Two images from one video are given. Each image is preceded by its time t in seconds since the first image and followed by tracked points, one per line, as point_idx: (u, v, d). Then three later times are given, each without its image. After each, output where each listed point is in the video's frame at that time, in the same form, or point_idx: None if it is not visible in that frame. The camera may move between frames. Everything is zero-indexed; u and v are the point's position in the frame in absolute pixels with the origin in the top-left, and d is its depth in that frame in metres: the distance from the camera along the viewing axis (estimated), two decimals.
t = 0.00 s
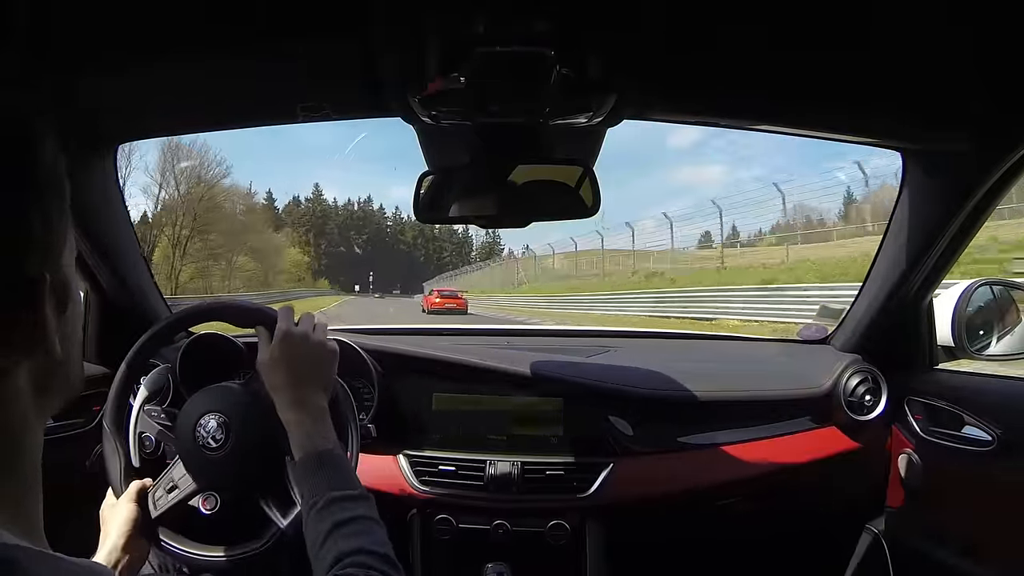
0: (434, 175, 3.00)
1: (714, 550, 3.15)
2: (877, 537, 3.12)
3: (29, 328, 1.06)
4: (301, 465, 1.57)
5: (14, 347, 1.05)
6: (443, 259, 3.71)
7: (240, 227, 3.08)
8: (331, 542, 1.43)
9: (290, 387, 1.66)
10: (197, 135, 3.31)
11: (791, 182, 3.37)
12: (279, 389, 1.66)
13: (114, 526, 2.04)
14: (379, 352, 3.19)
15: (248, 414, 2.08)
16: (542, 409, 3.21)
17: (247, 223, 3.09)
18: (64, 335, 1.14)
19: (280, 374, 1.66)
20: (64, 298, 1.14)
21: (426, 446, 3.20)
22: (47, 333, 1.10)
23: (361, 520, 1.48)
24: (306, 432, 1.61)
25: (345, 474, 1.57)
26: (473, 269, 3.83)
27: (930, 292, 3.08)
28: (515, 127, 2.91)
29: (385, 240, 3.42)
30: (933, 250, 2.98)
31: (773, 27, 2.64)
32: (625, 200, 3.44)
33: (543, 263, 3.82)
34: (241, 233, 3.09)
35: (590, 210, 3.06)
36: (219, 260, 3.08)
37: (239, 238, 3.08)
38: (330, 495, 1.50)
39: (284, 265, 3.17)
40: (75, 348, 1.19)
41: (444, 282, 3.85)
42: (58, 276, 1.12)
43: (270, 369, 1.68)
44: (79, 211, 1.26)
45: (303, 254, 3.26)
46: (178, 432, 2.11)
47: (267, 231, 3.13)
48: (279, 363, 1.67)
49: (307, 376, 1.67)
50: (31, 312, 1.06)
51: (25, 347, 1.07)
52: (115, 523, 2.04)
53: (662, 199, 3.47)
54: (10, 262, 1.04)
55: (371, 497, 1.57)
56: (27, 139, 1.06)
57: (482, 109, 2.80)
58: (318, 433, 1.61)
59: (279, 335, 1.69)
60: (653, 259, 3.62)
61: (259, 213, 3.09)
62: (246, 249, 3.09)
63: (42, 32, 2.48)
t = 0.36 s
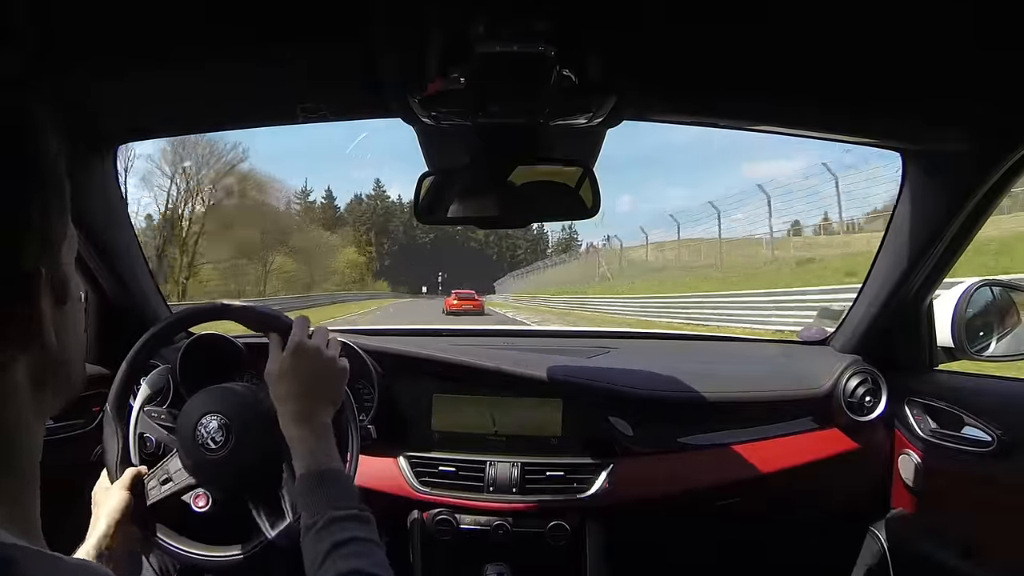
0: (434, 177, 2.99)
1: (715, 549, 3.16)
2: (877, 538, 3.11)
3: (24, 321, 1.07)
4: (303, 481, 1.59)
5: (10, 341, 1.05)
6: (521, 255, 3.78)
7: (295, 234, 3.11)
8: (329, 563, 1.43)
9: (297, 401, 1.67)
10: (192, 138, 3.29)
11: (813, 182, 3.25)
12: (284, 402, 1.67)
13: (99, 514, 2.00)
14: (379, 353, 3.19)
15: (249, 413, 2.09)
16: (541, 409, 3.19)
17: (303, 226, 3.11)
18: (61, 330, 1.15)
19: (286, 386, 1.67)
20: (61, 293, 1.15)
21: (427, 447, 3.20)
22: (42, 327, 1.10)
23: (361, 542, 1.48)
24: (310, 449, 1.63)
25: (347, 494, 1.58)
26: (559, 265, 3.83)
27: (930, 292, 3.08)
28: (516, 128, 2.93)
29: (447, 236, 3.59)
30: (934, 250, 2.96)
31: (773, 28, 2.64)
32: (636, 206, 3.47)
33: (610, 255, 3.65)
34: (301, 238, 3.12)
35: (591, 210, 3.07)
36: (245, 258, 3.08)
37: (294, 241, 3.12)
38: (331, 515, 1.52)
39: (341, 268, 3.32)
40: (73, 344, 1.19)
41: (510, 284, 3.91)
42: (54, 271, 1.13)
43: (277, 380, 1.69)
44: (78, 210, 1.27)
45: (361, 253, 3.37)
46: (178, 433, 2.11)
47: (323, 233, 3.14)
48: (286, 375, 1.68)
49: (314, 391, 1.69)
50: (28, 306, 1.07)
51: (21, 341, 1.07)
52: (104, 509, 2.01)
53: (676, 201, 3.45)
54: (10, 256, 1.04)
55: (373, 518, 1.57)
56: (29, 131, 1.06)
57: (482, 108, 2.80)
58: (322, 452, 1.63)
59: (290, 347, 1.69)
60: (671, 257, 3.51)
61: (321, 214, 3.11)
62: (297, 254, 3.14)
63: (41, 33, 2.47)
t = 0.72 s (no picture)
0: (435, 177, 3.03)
1: (715, 549, 3.16)
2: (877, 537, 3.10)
3: (13, 317, 1.06)
4: (308, 522, 1.57)
5: None
6: (595, 242, 4.02)
7: (331, 236, 3.50)
8: None
9: (310, 439, 1.68)
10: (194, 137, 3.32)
11: (803, 179, 3.41)
12: (302, 433, 1.68)
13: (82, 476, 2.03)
14: (379, 353, 3.20)
15: (249, 412, 2.12)
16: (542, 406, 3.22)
17: (345, 217, 3.51)
18: (51, 331, 1.14)
19: (308, 417, 1.69)
20: (52, 291, 1.14)
21: (427, 446, 3.21)
22: (33, 325, 1.09)
23: None
24: (316, 491, 1.62)
25: (350, 543, 1.57)
26: (630, 255, 4.03)
27: (929, 292, 3.08)
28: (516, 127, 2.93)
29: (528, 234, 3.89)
30: (934, 250, 2.96)
31: (772, 27, 2.64)
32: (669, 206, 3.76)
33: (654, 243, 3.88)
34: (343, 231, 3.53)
35: (591, 209, 3.07)
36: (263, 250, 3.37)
37: (331, 243, 3.54)
38: (333, 562, 1.50)
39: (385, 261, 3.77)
40: (66, 344, 1.19)
41: (581, 273, 4.21)
42: (45, 268, 1.12)
43: (298, 410, 1.71)
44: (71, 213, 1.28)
45: (407, 249, 3.84)
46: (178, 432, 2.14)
47: (363, 225, 3.55)
48: (310, 407, 1.70)
49: (332, 429, 1.71)
50: (15, 301, 1.06)
51: (10, 337, 1.07)
52: (88, 468, 2.04)
53: (699, 199, 3.66)
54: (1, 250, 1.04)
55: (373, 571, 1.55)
56: (29, 131, 1.09)
57: (482, 108, 2.81)
58: (328, 495, 1.62)
59: (322, 381, 1.75)
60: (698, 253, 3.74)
61: (364, 208, 3.51)
62: (338, 251, 3.58)
63: (41, 34, 2.47)
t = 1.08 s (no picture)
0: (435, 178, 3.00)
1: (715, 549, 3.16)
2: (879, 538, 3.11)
3: (20, 321, 1.06)
4: (311, 517, 1.57)
5: (5, 339, 1.06)
6: (637, 241, 3.72)
7: (338, 230, 3.32)
8: None
9: (312, 434, 1.68)
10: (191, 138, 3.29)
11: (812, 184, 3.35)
12: (301, 429, 1.68)
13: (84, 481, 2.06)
14: (379, 353, 3.19)
15: (249, 413, 2.12)
16: (541, 408, 3.19)
17: (358, 209, 3.30)
18: (60, 332, 1.15)
19: (307, 412, 1.70)
20: (61, 292, 1.15)
21: (427, 447, 3.21)
22: (40, 329, 1.09)
23: None
24: (318, 486, 1.62)
25: (352, 539, 1.56)
26: (671, 256, 3.76)
27: (929, 294, 3.08)
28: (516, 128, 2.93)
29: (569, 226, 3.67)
30: (933, 252, 2.96)
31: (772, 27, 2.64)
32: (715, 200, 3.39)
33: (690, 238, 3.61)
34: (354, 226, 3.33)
35: (590, 211, 3.09)
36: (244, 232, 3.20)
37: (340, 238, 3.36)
38: (336, 558, 1.50)
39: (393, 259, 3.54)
40: (73, 344, 1.20)
41: (624, 273, 3.99)
42: (52, 270, 1.12)
43: (297, 407, 1.71)
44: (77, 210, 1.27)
45: (424, 245, 3.58)
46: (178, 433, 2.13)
47: (372, 219, 3.31)
48: (309, 403, 1.71)
49: (332, 424, 1.71)
50: (26, 305, 1.07)
51: (19, 340, 1.07)
52: (89, 474, 2.06)
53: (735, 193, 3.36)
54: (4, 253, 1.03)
55: (376, 567, 1.55)
56: (29, 131, 1.07)
57: (482, 108, 2.81)
58: (330, 490, 1.62)
59: (322, 376, 1.75)
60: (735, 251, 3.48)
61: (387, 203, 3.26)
62: (343, 242, 3.39)
63: (41, 33, 2.47)
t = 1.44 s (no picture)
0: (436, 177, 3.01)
1: (714, 548, 3.16)
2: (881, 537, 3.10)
3: None
4: (317, 548, 1.65)
5: None
6: (669, 244, 3.53)
7: (331, 224, 3.24)
8: None
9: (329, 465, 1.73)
10: (191, 138, 3.28)
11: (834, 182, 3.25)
12: (319, 459, 1.73)
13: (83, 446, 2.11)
14: (379, 353, 3.19)
15: (248, 410, 2.20)
16: (542, 408, 3.20)
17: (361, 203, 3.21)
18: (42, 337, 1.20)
19: (327, 444, 1.75)
20: (42, 296, 1.21)
21: (427, 447, 3.21)
22: (19, 335, 1.15)
23: None
24: (328, 518, 1.69)
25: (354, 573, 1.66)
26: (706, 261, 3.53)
27: (929, 294, 3.08)
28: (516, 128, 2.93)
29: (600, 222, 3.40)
30: (933, 252, 2.96)
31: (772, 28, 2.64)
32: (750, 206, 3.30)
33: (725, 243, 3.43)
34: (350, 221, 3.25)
35: (590, 210, 3.09)
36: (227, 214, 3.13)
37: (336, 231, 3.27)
38: None
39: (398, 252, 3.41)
40: (58, 348, 1.24)
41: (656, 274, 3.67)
42: (32, 275, 1.18)
43: (316, 437, 1.76)
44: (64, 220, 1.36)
45: (429, 240, 3.47)
46: (178, 429, 2.23)
47: (371, 212, 3.24)
48: (329, 435, 1.75)
49: (350, 458, 1.76)
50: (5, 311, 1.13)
51: None
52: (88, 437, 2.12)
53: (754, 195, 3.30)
54: None
55: None
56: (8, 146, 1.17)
57: (482, 108, 2.81)
58: (338, 523, 1.69)
59: (343, 408, 1.79)
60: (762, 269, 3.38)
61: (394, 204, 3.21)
62: (331, 234, 3.28)
63: (42, 34, 2.49)
